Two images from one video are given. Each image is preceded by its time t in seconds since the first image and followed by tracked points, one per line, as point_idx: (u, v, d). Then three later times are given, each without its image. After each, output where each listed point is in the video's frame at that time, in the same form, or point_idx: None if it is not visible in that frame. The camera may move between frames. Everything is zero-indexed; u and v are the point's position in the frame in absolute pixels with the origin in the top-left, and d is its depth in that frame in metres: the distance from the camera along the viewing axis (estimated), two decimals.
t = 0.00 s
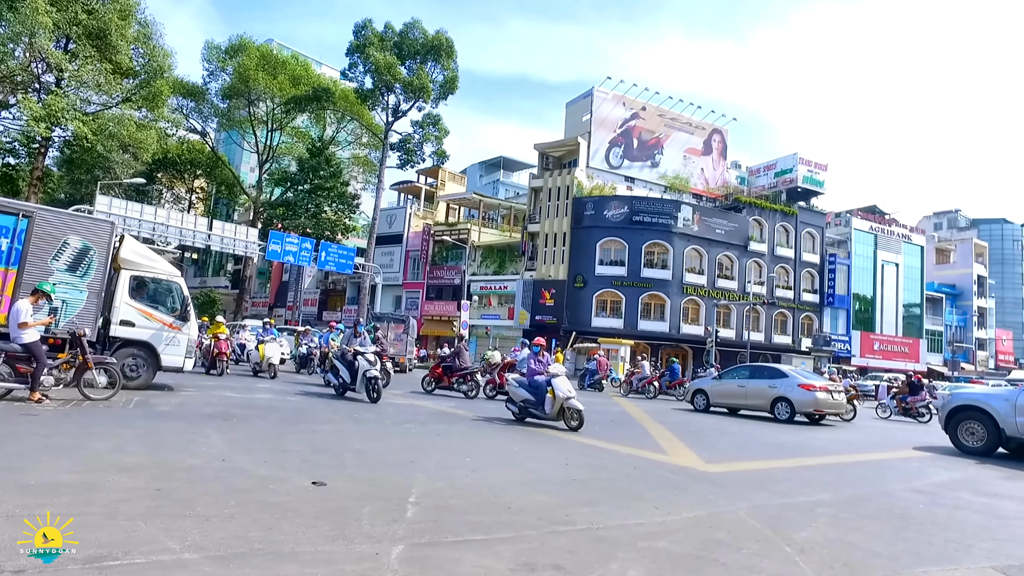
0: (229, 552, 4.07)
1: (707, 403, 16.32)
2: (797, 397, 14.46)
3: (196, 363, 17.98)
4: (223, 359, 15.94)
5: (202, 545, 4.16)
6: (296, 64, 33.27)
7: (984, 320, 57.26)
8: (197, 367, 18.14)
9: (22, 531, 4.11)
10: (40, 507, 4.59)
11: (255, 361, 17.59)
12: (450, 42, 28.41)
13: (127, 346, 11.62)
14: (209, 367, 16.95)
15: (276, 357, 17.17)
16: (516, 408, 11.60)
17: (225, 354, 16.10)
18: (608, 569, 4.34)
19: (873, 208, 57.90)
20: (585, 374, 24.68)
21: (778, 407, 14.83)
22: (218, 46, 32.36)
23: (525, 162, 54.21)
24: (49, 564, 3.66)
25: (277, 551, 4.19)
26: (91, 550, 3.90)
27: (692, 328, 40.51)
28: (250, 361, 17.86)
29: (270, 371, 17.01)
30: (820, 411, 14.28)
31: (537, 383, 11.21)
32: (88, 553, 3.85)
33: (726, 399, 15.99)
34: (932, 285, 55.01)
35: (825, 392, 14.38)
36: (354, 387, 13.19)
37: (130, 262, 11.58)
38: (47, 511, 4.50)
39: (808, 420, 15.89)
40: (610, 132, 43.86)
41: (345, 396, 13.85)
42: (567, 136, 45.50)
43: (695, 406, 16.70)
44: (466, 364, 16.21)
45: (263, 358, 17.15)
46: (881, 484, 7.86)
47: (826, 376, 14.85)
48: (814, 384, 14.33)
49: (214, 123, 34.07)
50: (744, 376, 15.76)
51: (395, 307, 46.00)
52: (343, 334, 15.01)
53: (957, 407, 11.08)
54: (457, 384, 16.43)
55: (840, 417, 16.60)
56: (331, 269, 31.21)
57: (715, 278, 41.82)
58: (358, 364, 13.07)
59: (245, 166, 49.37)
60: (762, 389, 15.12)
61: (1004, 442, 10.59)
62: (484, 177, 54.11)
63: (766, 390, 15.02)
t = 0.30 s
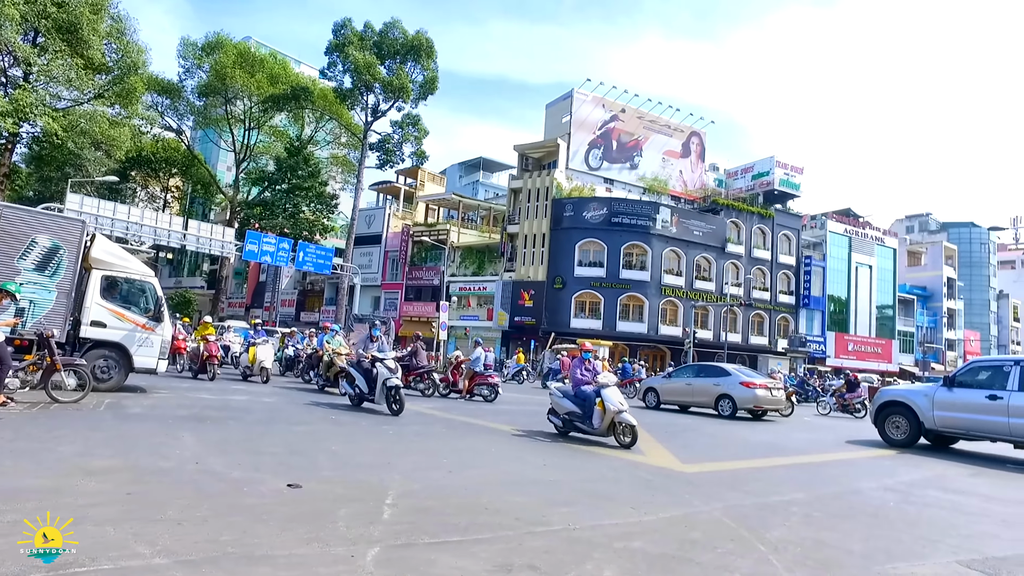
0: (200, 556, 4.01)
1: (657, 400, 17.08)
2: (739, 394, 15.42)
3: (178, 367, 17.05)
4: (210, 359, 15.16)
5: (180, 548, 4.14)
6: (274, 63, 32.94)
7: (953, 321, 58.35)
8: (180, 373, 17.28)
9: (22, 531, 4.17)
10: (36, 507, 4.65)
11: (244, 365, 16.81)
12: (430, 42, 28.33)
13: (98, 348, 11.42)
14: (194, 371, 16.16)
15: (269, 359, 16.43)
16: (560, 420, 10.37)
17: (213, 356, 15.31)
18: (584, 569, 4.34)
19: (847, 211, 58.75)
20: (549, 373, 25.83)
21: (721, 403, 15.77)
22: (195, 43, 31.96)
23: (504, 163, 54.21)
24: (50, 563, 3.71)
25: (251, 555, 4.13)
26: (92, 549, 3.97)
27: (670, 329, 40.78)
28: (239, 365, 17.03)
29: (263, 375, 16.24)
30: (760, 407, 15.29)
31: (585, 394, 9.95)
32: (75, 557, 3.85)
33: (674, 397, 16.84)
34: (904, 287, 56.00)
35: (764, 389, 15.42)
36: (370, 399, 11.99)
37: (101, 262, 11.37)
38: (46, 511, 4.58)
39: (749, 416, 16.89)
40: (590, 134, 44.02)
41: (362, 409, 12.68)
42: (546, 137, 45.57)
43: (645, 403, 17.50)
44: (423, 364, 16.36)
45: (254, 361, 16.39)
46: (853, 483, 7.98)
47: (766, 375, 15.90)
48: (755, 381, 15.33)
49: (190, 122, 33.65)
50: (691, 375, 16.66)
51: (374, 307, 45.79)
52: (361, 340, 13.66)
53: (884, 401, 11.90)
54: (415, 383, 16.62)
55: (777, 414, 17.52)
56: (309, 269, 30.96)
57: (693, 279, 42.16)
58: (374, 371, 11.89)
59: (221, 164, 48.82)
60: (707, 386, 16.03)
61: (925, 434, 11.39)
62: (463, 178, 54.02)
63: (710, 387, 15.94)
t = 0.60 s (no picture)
0: (166, 561, 3.93)
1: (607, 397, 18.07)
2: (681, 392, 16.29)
3: (163, 372, 16.03)
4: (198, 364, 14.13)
5: (153, 552, 4.09)
6: (248, 60, 32.48)
7: (919, 323, 59.63)
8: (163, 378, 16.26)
9: (23, 531, 4.25)
10: (33, 509, 4.73)
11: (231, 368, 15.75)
12: (406, 42, 28.18)
13: (62, 349, 11.16)
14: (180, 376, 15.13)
15: (260, 363, 15.41)
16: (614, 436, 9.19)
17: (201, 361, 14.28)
18: (558, 570, 4.34)
19: (818, 214, 59.73)
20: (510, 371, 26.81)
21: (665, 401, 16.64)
22: (165, 38, 31.39)
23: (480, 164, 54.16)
24: (38, 566, 3.72)
25: (219, 559, 4.07)
26: (67, 555, 3.93)
27: (645, 330, 41.05)
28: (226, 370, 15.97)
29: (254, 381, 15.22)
30: (701, 405, 16.12)
31: (644, 406, 8.85)
32: (36, 562, 3.79)
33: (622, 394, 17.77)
34: (873, 289, 57.11)
35: (704, 387, 16.38)
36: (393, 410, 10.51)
37: (65, 261, 11.10)
38: (47, 512, 4.69)
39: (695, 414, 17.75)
40: (565, 135, 44.14)
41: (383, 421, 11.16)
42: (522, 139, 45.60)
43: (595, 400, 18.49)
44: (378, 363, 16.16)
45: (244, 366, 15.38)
46: (823, 481, 8.09)
47: (708, 373, 16.79)
48: (695, 380, 16.20)
49: (159, 118, 33.06)
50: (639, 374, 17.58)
51: (348, 308, 45.43)
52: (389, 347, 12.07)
53: (815, 399, 12.87)
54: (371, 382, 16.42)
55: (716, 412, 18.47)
56: (282, 270, 30.58)
57: (667, 281, 42.52)
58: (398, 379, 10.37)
59: (193, 163, 48.07)
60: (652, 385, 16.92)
61: (850, 428, 12.39)
62: (439, 178, 53.82)
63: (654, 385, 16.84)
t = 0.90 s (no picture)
0: (135, 568, 3.85)
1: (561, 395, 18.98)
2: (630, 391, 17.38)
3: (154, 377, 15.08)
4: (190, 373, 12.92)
5: (129, 555, 4.05)
6: (222, 57, 32.03)
7: (889, 324, 60.80)
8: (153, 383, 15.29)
9: (23, 531, 4.33)
10: (28, 509, 4.78)
11: (227, 373, 14.81)
12: (384, 41, 28.01)
13: (27, 351, 10.90)
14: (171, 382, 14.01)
15: (258, 368, 14.45)
16: (696, 456, 7.92)
17: (194, 369, 13.08)
18: (532, 570, 4.34)
19: (792, 217, 60.58)
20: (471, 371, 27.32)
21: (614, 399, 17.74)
22: (136, 33, 30.86)
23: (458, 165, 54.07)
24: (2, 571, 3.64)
25: (189, 564, 4.00)
26: (33, 561, 3.85)
27: (621, 331, 41.25)
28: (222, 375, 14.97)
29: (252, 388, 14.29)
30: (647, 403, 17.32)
31: (731, 422, 7.61)
32: (24, 563, 3.80)
33: (575, 392, 18.77)
34: (844, 291, 58.06)
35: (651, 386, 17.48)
36: (438, 429, 9.18)
37: (30, 259, 10.84)
38: (46, 512, 4.76)
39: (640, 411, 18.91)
40: (543, 137, 44.23)
41: (422, 440, 9.79)
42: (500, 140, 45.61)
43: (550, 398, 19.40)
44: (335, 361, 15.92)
45: (242, 371, 14.42)
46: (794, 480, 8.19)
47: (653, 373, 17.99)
48: (643, 380, 17.32)
49: (130, 115, 32.49)
50: (590, 372, 18.61)
51: (323, 309, 45.07)
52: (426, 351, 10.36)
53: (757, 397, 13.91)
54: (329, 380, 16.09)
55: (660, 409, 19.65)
56: (256, 269, 30.22)
57: (643, 282, 42.79)
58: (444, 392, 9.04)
59: (165, 161, 47.34)
60: (602, 383, 17.99)
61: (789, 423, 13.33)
62: (415, 179, 53.62)
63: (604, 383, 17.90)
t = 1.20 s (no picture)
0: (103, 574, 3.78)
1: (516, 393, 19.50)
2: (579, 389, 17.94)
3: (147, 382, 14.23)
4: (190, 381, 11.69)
5: (109, 560, 4.04)
6: (195, 53, 31.51)
7: (860, 325, 61.87)
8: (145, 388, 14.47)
9: (23, 531, 4.39)
10: (11, 512, 4.77)
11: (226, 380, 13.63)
12: (361, 39, 27.83)
13: None
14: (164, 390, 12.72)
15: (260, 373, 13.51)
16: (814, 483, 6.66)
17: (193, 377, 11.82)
18: (507, 571, 4.33)
19: (766, 219, 61.35)
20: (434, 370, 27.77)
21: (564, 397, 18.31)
22: (105, 27, 30.25)
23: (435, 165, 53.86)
24: None
25: (158, 569, 3.93)
26: None
27: (597, 332, 41.43)
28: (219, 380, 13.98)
29: (255, 394, 13.33)
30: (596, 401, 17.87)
31: (858, 445, 6.35)
32: (30, 562, 3.89)
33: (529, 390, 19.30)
34: (817, 292, 58.95)
35: (600, 384, 18.02)
36: (516, 458, 7.24)
37: None
38: (46, 512, 4.84)
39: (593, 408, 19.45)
40: (520, 138, 44.25)
41: (492, 469, 7.87)
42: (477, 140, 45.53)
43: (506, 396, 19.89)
44: (293, 360, 15.57)
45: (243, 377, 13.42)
46: (767, 479, 8.29)
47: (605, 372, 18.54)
48: (593, 378, 17.88)
49: (99, 110, 31.86)
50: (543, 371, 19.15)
51: (299, 309, 44.69)
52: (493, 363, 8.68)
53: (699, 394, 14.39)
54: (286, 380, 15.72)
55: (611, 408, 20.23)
56: (230, 269, 29.86)
57: (620, 283, 43.05)
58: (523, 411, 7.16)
59: (136, 158, 46.52)
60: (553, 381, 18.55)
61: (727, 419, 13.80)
62: (392, 178, 53.33)
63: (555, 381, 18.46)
